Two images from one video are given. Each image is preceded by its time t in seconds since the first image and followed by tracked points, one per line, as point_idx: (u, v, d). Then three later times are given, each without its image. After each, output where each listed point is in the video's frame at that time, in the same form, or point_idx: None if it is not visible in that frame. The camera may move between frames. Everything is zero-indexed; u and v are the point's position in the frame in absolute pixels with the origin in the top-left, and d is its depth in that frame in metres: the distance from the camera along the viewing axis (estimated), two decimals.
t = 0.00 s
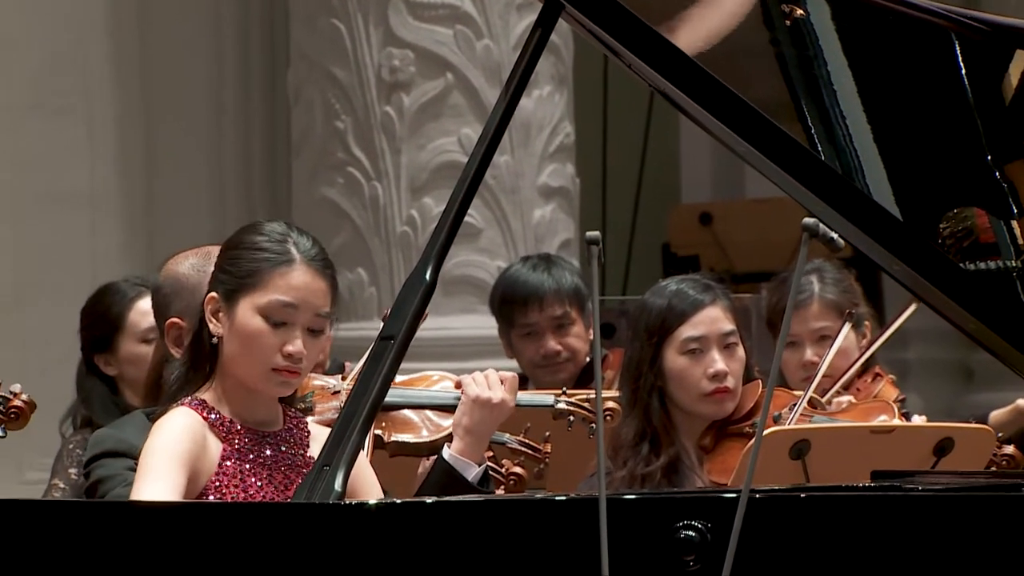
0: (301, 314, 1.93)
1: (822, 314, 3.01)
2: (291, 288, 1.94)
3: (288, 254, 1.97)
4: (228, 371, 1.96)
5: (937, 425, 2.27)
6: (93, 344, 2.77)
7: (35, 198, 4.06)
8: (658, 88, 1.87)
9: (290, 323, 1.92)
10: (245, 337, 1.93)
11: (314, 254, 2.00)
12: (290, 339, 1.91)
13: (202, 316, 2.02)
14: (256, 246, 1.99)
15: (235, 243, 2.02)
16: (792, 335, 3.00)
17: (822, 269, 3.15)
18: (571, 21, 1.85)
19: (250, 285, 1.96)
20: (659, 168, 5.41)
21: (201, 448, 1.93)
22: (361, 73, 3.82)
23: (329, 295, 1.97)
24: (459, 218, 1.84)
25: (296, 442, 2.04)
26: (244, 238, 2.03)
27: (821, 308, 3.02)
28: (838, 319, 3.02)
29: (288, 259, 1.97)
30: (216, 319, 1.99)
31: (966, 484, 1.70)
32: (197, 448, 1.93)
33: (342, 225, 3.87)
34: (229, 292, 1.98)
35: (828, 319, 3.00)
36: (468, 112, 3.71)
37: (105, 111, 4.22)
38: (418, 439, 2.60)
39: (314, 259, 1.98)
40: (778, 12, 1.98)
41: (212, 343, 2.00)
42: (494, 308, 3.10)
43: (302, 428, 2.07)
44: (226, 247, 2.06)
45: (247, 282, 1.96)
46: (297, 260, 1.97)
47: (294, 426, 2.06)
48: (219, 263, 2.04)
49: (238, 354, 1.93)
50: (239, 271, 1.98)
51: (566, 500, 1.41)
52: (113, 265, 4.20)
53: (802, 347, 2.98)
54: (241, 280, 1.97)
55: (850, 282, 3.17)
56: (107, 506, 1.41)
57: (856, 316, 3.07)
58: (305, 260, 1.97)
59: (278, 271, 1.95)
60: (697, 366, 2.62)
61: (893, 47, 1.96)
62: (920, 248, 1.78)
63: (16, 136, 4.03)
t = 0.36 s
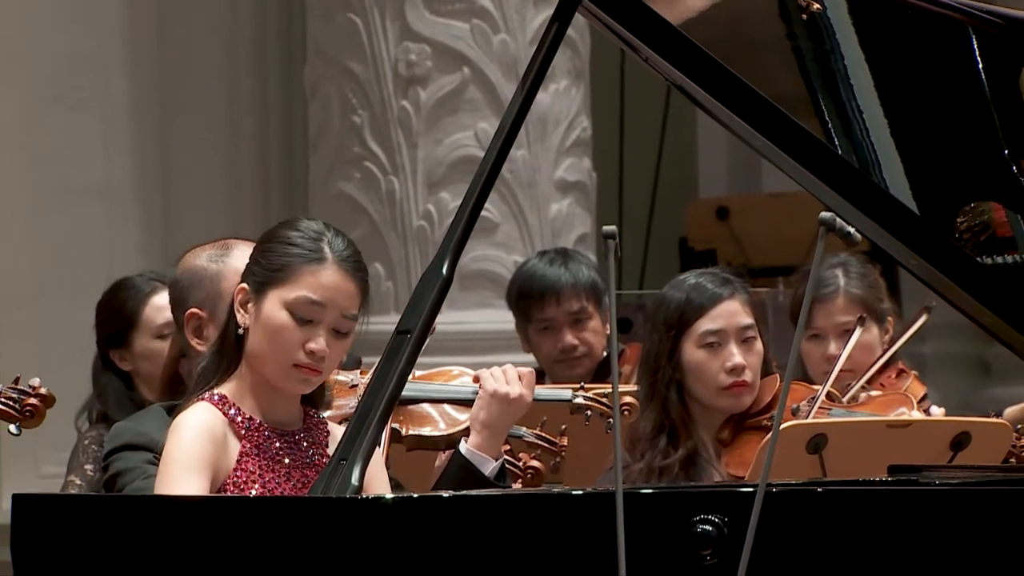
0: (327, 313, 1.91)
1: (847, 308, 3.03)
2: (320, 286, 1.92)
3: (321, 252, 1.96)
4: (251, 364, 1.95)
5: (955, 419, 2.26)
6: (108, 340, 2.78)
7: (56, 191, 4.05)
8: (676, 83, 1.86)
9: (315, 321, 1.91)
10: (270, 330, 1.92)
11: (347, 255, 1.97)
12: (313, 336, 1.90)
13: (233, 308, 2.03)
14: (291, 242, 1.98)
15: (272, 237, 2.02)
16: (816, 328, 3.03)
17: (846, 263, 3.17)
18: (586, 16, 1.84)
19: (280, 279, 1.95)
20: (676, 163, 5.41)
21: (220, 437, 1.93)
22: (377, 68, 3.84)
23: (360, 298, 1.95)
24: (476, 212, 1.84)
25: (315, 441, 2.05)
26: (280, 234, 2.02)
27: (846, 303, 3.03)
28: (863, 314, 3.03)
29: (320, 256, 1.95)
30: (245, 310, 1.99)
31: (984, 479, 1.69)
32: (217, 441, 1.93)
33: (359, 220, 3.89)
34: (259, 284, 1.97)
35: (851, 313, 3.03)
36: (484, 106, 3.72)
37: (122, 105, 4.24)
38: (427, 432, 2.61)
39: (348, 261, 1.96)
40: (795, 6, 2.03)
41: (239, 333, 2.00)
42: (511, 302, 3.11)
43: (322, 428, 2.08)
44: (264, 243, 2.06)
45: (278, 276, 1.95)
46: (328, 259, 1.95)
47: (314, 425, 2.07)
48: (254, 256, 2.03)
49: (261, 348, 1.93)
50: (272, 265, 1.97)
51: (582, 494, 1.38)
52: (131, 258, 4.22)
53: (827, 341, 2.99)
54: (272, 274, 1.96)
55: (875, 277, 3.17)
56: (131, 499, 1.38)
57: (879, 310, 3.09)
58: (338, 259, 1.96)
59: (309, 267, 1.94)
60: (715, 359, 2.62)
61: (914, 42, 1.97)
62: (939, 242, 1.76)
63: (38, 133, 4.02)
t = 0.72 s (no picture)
0: (344, 308, 1.91)
1: (874, 303, 3.05)
2: (337, 282, 1.91)
3: (339, 247, 1.94)
4: (267, 356, 1.96)
5: (970, 415, 2.26)
6: (123, 335, 2.79)
7: (71, 185, 4.08)
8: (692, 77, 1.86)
9: (331, 316, 1.91)
10: (286, 323, 1.92)
11: (367, 251, 1.96)
12: (327, 330, 1.90)
13: (252, 299, 2.03)
14: (311, 236, 1.98)
15: (293, 231, 2.01)
16: (840, 321, 3.04)
17: (875, 255, 3.16)
18: (601, 9, 1.84)
19: (298, 272, 1.95)
20: (691, 157, 5.43)
21: (236, 427, 1.94)
22: (393, 62, 3.85)
23: (377, 294, 1.93)
24: (493, 204, 1.84)
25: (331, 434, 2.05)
26: (301, 227, 2.01)
27: (874, 296, 3.05)
28: (889, 310, 3.06)
29: (338, 251, 1.94)
30: (263, 302, 1.99)
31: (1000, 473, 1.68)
32: (234, 432, 1.94)
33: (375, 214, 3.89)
34: (277, 276, 1.97)
35: (879, 308, 3.04)
36: (500, 101, 3.72)
37: (137, 99, 4.25)
38: (445, 424, 2.61)
39: (367, 256, 1.94)
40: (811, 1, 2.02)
41: (256, 324, 2.00)
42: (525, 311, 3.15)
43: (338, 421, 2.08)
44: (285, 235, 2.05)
45: (296, 269, 1.95)
46: (346, 255, 1.93)
47: (329, 419, 2.07)
48: (275, 247, 2.03)
49: (277, 340, 1.93)
50: (291, 257, 1.97)
51: (598, 488, 1.38)
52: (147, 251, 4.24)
53: (852, 334, 3.01)
54: (291, 267, 1.96)
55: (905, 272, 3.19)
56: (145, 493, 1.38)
57: (903, 306, 3.12)
58: (357, 254, 1.94)
59: (326, 261, 1.93)
60: (732, 352, 2.63)
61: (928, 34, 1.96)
62: (954, 234, 1.73)
63: (50, 124, 4.04)
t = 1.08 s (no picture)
0: (376, 308, 1.91)
1: (901, 299, 3.08)
2: (369, 282, 1.92)
3: (370, 245, 1.94)
4: (293, 353, 1.96)
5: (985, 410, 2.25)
6: (140, 330, 2.80)
7: (90, 181, 4.09)
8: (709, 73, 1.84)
9: (362, 316, 1.91)
10: (317, 321, 1.92)
11: (394, 250, 1.96)
12: (360, 330, 1.90)
13: (276, 295, 2.01)
14: (339, 234, 1.97)
15: (320, 228, 2.00)
16: (869, 316, 3.08)
17: (903, 251, 3.21)
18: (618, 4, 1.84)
19: (329, 270, 1.94)
20: (709, 152, 5.43)
21: (254, 422, 1.95)
22: (411, 57, 3.85)
23: (404, 292, 1.95)
24: (511, 199, 1.85)
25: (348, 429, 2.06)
26: (327, 224, 2.01)
27: (903, 292, 3.08)
28: (918, 307, 3.09)
29: (369, 250, 1.94)
30: (289, 299, 1.98)
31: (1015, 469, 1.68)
32: (253, 427, 1.94)
33: (392, 209, 3.90)
34: (305, 274, 1.96)
35: (907, 304, 3.07)
36: (518, 96, 3.72)
37: (156, 95, 4.26)
38: (463, 419, 2.61)
39: (395, 256, 1.95)
40: None
41: (282, 322, 1.99)
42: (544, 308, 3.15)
43: (354, 417, 2.09)
44: (307, 231, 2.04)
45: (326, 267, 1.94)
46: (377, 254, 1.94)
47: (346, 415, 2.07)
48: (298, 244, 2.02)
49: (307, 338, 1.93)
50: (320, 255, 1.96)
51: (615, 483, 1.39)
52: (165, 246, 4.25)
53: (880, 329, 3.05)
54: (320, 265, 1.95)
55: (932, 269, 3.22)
56: (162, 489, 1.37)
57: (932, 302, 3.13)
58: (386, 253, 1.94)
59: (357, 261, 1.93)
60: (752, 346, 2.63)
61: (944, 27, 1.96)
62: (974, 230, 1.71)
63: (70, 120, 4.04)
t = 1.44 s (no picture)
0: (405, 311, 1.92)
1: (928, 295, 3.06)
2: (399, 286, 1.92)
3: (400, 248, 1.94)
4: (319, 353, 1.96)
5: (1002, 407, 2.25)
6: (158, 327, 2.81)
7: (108, 178, 4.11)
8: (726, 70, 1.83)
9: (391, 319, 1.91)
10: (346, 324, 1.92)
11: (421, 253, 1.97)
12: (389, 334, 1.91)
13: (301, 292, 2.00)
14: (369, 235, 1.96)
15: (349, 229, 1.99)
16: (894, 312, 3.08)
17: (929, 248, 3.19)
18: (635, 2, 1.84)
19: (359, 273, 1.93)
20: (725, 149, 5.53)
21: (272, 427, 1.95)
22: (427, 54, 3.85)
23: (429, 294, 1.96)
24: (527, 196, 1.85)
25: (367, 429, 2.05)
26: (354, 224, 2.00)
27: (929, 289, 3.07)
28: (944, 303, 3.07)
29: (399, 253, 1.94)
30: (317, 299, 1.97)
31: None
32: (269, 431, 1.94)
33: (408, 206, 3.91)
34: (334, 274, 1.95)
35: (934, 301, 3.06)
36: (534, 93, 3.72)
37: (172, 91, 4.28)
38: (481, 417, 2.62)
39: (422, 258, 1.96)
40: None
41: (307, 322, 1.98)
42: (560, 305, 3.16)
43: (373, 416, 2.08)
44: (331, 228, 2.03)
45: (356, 268, 1.93)
46: (407, 258, 1.94)
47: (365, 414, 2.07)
48: (325, 241, 2.00)
49: (336, 339, 1.93)
50: (350, 256, 1.95)
51: (632, 481, 1.38)
52: (183, 244, 4.27)
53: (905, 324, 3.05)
54: (349, 267, 1.94)
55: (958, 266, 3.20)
56: (177, 484, 1.37)
57: (958, 300, 3.11)
58: (415, 257, 1.95)
59: (388, 264, 1.93)
60: (771, 344, 2.62)
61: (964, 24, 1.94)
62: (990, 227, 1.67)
63: (88, 117, 4.07)
